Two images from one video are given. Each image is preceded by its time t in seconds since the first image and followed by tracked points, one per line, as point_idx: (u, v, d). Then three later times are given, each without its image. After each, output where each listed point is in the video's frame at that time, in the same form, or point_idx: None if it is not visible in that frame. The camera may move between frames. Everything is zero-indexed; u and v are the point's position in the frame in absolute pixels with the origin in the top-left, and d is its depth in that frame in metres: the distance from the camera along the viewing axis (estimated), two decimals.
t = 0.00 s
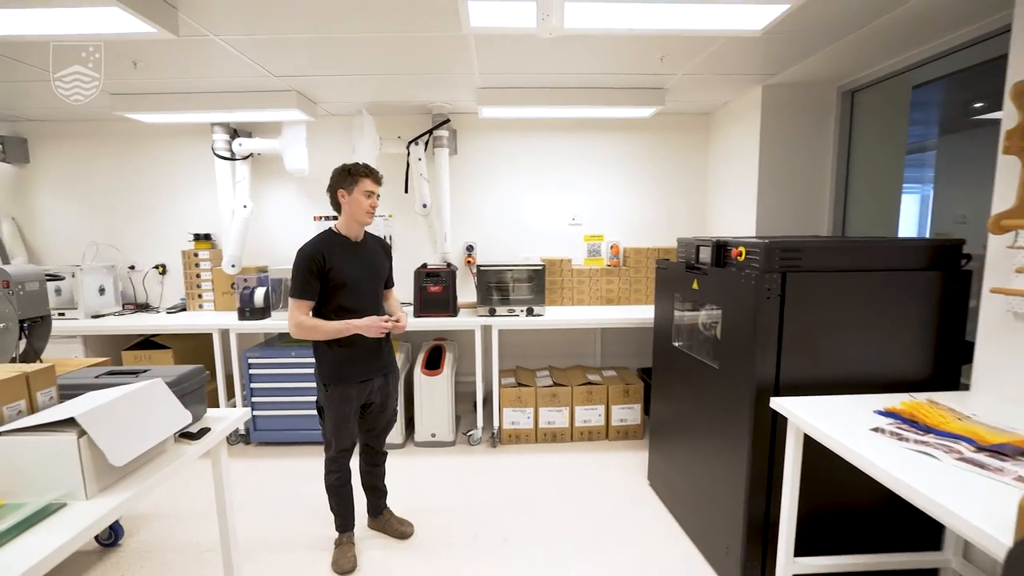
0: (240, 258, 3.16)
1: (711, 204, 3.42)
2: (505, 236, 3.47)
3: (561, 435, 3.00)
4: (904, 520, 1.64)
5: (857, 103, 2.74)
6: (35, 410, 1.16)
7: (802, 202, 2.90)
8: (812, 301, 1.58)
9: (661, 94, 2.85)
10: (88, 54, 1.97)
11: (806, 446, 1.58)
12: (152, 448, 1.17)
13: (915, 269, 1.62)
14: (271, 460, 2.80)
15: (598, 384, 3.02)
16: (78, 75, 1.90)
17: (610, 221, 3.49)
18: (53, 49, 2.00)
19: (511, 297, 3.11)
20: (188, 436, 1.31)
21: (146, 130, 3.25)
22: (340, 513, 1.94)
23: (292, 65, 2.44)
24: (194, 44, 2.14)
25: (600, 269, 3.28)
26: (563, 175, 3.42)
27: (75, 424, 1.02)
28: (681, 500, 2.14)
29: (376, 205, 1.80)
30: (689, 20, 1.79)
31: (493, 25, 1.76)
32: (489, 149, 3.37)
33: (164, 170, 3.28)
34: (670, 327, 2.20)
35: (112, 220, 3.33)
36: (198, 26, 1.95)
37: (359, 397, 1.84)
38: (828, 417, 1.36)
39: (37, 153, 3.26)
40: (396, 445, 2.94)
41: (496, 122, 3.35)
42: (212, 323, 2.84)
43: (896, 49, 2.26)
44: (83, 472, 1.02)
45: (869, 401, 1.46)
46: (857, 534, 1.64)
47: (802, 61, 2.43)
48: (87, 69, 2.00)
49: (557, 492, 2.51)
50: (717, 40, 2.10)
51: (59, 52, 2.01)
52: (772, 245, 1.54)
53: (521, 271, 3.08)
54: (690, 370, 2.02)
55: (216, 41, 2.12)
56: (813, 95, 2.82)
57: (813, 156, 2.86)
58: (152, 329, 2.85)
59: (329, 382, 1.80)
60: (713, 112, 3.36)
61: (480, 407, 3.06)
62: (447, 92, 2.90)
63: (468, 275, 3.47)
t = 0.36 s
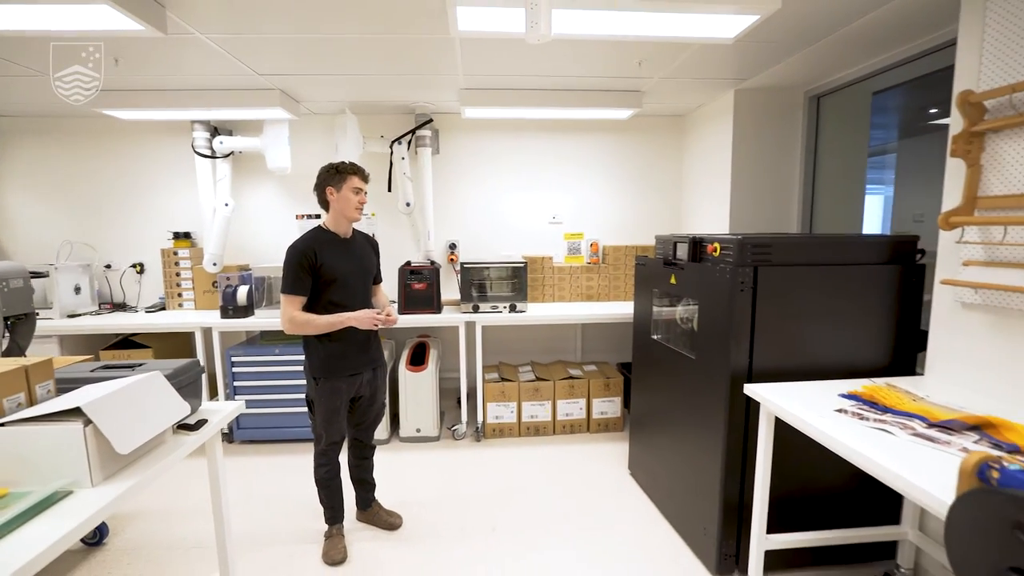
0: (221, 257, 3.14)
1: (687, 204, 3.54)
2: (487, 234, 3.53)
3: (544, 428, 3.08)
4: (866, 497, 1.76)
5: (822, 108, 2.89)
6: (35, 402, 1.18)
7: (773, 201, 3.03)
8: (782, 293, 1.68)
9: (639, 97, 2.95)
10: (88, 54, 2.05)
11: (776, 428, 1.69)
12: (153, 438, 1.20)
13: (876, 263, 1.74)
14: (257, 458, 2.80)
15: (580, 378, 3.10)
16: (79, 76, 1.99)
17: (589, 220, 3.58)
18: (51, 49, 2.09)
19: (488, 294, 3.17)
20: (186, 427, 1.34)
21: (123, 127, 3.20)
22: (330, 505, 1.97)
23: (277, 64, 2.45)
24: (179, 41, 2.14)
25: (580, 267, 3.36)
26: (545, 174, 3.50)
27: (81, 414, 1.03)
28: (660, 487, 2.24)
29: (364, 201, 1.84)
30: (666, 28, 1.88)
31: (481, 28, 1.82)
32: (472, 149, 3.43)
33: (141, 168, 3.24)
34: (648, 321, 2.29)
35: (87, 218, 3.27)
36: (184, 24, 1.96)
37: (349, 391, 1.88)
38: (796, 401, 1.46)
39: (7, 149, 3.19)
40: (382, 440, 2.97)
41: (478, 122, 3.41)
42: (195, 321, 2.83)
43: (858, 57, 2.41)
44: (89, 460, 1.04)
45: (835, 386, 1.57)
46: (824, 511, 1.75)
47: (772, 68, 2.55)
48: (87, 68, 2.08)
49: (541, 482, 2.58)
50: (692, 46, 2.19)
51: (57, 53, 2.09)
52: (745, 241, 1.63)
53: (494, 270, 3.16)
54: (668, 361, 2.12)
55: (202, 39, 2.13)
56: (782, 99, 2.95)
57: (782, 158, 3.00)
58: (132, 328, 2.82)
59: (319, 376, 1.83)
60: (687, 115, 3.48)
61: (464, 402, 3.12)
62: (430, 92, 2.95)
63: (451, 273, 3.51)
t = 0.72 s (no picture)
0: (211, 256, 3.14)
1: (673, 203, 3.61)
2: (477, 233, 3.56)
3: (534, 424, 3.12)
4: (846, 484, 1.83)
5: (803, 109, 2.97)
6: (34, 397, 1.19)
7: (756, 200, 3.11)
8: (765, 288, 1.74)
9: (626, 98, 3.00)
10: (87, 54, 2.09)
11: (759, 419, 1.75)
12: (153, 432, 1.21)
13: (854, 260, 1.81)
14: (249, 456, 2.81)
15: (569, 374, 3.15)
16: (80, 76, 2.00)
17: (578, 218, 3.63)
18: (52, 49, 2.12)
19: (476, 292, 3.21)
20: (185, 421, 1.36)
21: (109, 125, 3.18)
22: (324, 500, 1.99)
23: (268, 64, 2.46)
24: (170, 40, 2.15)
25: (569, 265, 3.41)
26: (533, 174, 3.54)
27: (83, 407, 1.05)
28: (648, 479, 2.30)
29: (353, 199, 1.84)
30: (652, 31, 1.94)
31: (472, 30, 1.86)
32: (461, 148, 3.46)
33: (129, 167, 3.22)
34: (636, 318, 2.35)
35: (74, 218, 3.25)
36: (177, 23, 1.97)
37: (343, 386, 1.90)
38: (779, 391, 1.52)
39: None
40: (373, 437, 2.99)
41: (467, 122, 3.44)
42: (185, 320, 2.83)
43: (837, 61, 2.49)
44: (91, 453, 1.05)
45: (815, 377, 1.64)
46: (806, 499, 1.82)
47: (754, 70, 2.62)
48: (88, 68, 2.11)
49: (532, 477, 2.62)
50: (677, 49, 2.25)
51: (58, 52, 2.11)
52: (729, 238, 1.69)
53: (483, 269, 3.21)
54: (655, 356, 2.17)
55: (193, 38, 2.14)
56: (766, 101, 3.03)
57: (764, 158, 3.08)
58: (120, 327, 2.81)
59: (313, 372, 1.84)
60: (673, 116, 3.55)
61: (455, 399, 3.15)
62: (421, 92, 2.97)
63: (442, 271, 3.54)
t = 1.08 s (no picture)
0: (204, 256, 3.13)
1: (666, 202, 3.63)
2: (471, 233, 3.57)
3: (529, 422, 3.13)
4: (838, 479, 1.86)
5: (794, 109, 3.01)
6: (29, 397, 1.18)
7: (748, 200, 3.14)
8: (758, 286, 1.77)
9: (619, 97, 3.02)
10: (88, 53, 2.00)
11: (752, 414, 1.77)
12: (150, 431, 1.21)
13: (845, 257, 1.84)
14: (242, 456, 2.79)
15: (564, 373, 3.17)
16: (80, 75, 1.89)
17: (572, 218, 3.65)
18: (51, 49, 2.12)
19: (470, 291, 3.22)
20: (182, 420, 1.35)
21: (99, 124, 3.15)
22: (321, 500, 1.99)
23: (262, 62, 2.45)
24: (162, 38, 2.14)
25: (563, 264, 3.43)
26: (527, 173, 3.55)
27: (80, 406, 1.04)
28: (644, 475, 2.31)
29: (343, 201, 1.83)
30: (645, 32, 1.95)
31: (467, 30, 1.87)
32: (455, 148, 3.47)
33: (120, 166, 3.20)
34: (631, 316, 2.37)
35: (63, 218, 3.22)
36: (169, 21, 1.96)
37: (339, 386, 1.89)
38: (773, 387, 1.54)
39: None
40: (369, 437, 2.99)
41: (461, 121, 3.44)
42: (177, 321, 2.81)
43: (826, 62, 2.53)
44: (89, 452, 1.05)
45: (808, 373, 1.66)
46: (798, 494, 1.84)
47: (746, 71, 2.65)
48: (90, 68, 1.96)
49: (528, 475, 2.63)
50: (671, 49, 2.27)
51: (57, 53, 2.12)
52: (722, 236, 1.72)
53: (477, 268, 3.22)
54: (650, 354, 2.19)
55: (186, 36, 2.13)
56: (757, 101, 3.06)
57: (756, 157, 3.11)
58: (112, 328, 2.78)
59: (309, 371, 1.84)
60: (666, 115, 3.58)
61: (450, 398, 3.15)
62: (415, 92, 2.98)
63: (436, 270, 3.54)
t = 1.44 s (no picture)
0: (199, 256, 3.11)
1: (663, 201, 3.63)
2: (468, 232, 3.55)
3: (527, 423, 3.12)
4: (837, 478, 1.86)
5: (791, 109, 3.01)
6: (20, 400, 1.16)
7: (744, 199, 3.14)
8: (756, 285, 1.76)
9: (616, 97, 3.01)
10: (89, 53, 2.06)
11: (750, 414, 1.77)
12: (144, 434, 1.19)
13: (843, 257, 1.84)
14: (238, 458, 2.77)
15: (561, 373, 3.16)
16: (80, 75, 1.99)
17: (569, 217, 3.64)
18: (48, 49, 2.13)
19: (467, 291, 3.20)
20: (176, 423, 1.34)
21: (92, 123, 3.12)
22: (317, 501, 1.97)
23: (257, 61, 2.44)
24: (156, 36, 2.12)
25: (560, 263, 3.42)
26: (524, 172, 3.55)
27: (73, 409, 1.03)
28: (642, 475, 2.31)
29: (335, 199, 1.81)
30: (642, 31, 1.95)
31: (464, 28, 1.86)
32: (452, 147, 3.45)
33: (114, 166, 3.17)
34: (629, 315, 2.36)
35: (56, 217, 3.18)
36: (163, 19, 1.94)
37: (336, 387, 1.88)
38: (772, 387, 1.54)
39: None
40: (366, 438, 2.97)
41: (458, 121, 3.43)
42: (172, 321, 2.79)
43: (822, 61, 2.53)
44: (82, 456, 1.03)
45: (807, 372, 1.66)
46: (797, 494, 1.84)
47: (743, 70, 2.65)
48: (88, 68, 2.07)
49: (526, 476, 2.62)
50: (668, 49, 2.27)
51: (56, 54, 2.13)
52: (720, 235, 1.71)
53: (475, 267, 3.20)
54: (647, 353, 2.19)
55: (180, 34, 2.11)
56: (754, 100, 3.06)
57: (753, 157, 3.11)
58: (106, 328, 2.76)
59: (306, 372, 1.83)
60: (663, 115, 3.58)
61: (448, 399, 3.14)
62: (412, 91, 2.96)
63: (433, 270, 3.53)
